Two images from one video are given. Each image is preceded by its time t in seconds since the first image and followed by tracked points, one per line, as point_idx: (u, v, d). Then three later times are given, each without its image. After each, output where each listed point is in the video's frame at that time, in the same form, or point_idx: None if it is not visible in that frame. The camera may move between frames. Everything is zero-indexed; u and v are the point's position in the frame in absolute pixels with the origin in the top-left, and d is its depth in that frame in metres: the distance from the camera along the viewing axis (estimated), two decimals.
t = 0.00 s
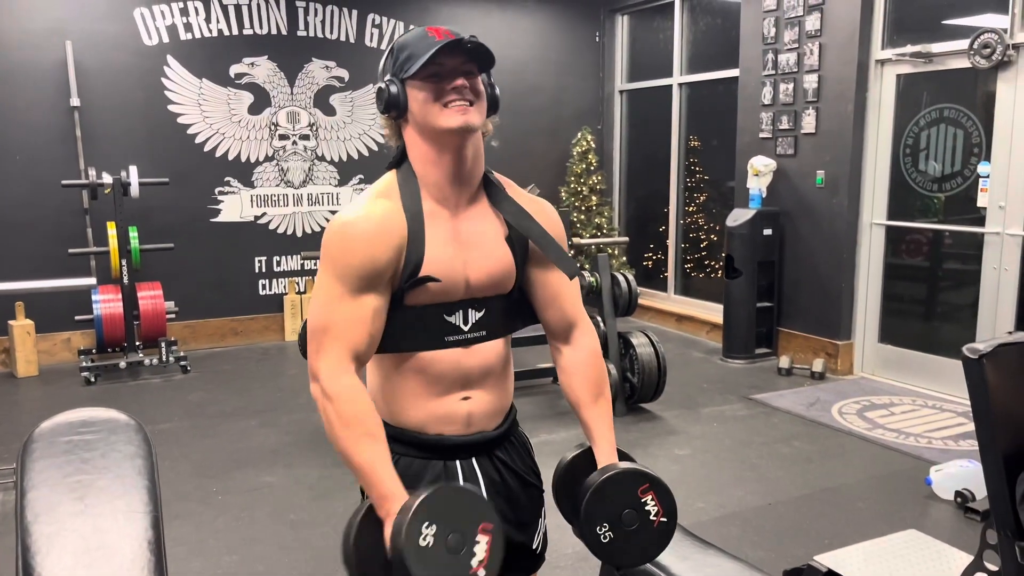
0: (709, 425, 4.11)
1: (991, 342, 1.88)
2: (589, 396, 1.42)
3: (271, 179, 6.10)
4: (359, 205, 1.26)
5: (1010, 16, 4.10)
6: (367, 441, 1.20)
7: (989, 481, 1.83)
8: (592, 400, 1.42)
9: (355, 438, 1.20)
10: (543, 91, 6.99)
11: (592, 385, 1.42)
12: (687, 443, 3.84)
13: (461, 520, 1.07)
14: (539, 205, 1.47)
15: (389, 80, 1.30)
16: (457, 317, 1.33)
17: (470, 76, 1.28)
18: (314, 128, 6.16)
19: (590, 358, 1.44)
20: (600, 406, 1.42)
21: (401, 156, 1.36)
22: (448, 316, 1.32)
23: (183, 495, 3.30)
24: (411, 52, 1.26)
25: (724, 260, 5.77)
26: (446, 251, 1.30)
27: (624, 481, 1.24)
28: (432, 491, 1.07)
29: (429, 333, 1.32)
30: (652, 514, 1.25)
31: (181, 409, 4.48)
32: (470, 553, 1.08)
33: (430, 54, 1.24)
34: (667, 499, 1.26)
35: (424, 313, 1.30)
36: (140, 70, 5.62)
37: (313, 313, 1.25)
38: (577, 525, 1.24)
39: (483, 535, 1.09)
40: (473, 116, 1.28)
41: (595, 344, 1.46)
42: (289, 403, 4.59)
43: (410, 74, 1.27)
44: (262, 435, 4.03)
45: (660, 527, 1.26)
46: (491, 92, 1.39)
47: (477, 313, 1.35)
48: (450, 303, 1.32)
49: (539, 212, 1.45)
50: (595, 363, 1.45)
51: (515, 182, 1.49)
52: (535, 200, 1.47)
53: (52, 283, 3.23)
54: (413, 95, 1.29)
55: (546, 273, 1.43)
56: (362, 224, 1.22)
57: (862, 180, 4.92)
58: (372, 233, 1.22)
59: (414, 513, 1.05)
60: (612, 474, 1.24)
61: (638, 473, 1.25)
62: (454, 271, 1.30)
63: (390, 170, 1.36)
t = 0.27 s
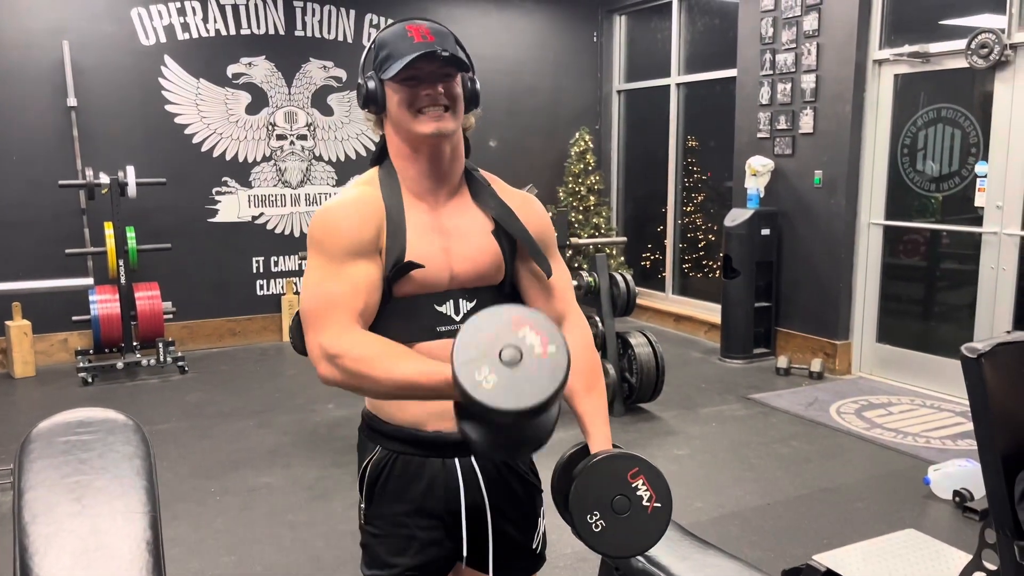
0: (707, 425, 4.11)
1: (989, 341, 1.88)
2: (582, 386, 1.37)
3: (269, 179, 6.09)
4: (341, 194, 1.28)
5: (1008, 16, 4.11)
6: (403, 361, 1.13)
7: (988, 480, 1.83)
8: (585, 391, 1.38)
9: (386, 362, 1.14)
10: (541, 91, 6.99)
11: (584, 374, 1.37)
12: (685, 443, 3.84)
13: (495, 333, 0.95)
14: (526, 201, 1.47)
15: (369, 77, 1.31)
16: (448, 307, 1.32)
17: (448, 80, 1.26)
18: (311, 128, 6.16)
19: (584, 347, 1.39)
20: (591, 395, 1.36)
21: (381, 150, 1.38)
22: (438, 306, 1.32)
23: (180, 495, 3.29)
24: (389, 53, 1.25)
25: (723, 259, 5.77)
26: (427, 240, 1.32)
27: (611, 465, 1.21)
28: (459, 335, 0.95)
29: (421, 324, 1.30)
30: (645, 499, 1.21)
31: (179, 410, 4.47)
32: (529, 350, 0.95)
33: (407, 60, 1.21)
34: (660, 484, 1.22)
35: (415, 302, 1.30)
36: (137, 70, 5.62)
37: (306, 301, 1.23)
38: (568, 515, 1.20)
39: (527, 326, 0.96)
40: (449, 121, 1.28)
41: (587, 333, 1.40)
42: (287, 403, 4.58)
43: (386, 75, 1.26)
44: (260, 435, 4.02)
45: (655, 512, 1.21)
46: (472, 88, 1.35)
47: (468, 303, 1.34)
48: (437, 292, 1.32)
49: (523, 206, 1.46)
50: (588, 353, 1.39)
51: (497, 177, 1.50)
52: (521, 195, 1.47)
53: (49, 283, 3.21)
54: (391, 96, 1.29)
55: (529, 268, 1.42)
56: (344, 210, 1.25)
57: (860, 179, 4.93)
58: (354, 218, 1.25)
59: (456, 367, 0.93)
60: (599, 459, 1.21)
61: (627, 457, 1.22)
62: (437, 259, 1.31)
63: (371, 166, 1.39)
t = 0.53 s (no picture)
0: (706, 425, 4.11)
1: (988, 341, 1.89)
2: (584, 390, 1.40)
3: (268, 179, 6.09)
4: (347, 199, 1.29)
5: (1006, 16, 4.11)
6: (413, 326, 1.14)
7: (987, 480, 1.83)
8: (587, 394, 1.40)
9: (398, 337, 1.13)
10: (540, 91, 6.99)
11: (586, 378, 1.40)
12: (685, 443, 3.84)
13: (485, 262, 1.01)
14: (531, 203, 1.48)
15: (380, 76, 1.31)
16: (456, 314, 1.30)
17: (457, 88, 1.27)
18: (311, 128, 6.16)
19: (589, 349, 1.42)
20: (592, 399, 1.40)
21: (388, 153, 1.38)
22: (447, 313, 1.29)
23: (180, 496, 3.29)
24: (399, 57, 1.26)
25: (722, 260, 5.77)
26: (434, 244, 1.31)
27: (602, 472, 1.24)
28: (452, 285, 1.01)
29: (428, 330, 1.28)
30: (633, 509, 1.23)
31: (178, 410, 4.47)
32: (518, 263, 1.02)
33: (420, 67, 1.22)
34: (650, 494, 1.24)
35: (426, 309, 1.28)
36: (137, 71, 5.62)
37: (318, 307, 1.22)
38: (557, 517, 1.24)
39: (503, 246, 1.03)
40: (456, 130, 1.29)
41: (590, 338, 1.43)
42: (286, 403, 4.58)
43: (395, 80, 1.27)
44: (260, 436, 4.02)
45: (644, 521, 1.23)
46: (481, 88, 1.38)
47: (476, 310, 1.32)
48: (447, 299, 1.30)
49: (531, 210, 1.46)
50: (590, 357, 1.42)
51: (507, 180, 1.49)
52: (526, 197, 1.48)
53: (48, 283, 3.21)
54: (400, 100, 1.29)
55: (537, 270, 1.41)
56: (352, 213, 1.25)
57: (859, 179, 4.93)
58: (363, 222, 1.25)
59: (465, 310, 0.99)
60: (592, 465, 1.24)
61: (618, 465, 1.24)
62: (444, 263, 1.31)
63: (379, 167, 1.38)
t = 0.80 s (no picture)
0: (705, 423, 4.11)
1: (987, 339, 1.89)
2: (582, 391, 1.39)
3: (266, 177, 6.08)
4: (348, 199, 1.28)
5: (1005, 13, 4.11)
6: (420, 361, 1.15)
7: (985, 478, 1.83)
8: (584, 394, 1.39)
9: (399, 363, 1.15)
10: (538, 89, 6.98)
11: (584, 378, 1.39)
12: (684, 441, 3.84)
13: (516, 329, 1.00)
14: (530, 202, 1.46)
15: (381, 72, 1.29)
16: (455, 313, 1.31)
17: (462, 80, 1.26)
18: (309, 126, 6.15)
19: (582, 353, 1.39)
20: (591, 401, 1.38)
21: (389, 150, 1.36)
22: (446, 312, 1.30)
23: (178, 494, 3.29)
24: (404, 50, 1.24)
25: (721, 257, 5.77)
26: (435, 243, 1.31)
27: (609, 474, 1.22)
28: (480, 327, 1.01)
29: (425, 327, 1.29)
30: (639, 508, 1.23)
31: (176, 408, 4.46)
32: (545, 344, 1.01)
33: (425, 57, 1.21)
34: (655, 493, 1.24)
35: (426, 309, 1.29)
36: (134, 68, 5.60)
37: (316, 309, 1.23)
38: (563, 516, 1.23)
39: (538, 322, 1.02)
40: (462, 122, 1.28)
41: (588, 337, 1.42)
42: (285, 401, 4.58)
43: (400, 73, 1.25)
44: (258, 434, 4.02)
45: (649, 520, 1.23)
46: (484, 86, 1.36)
47: (475, 308, 1.33)
48: (445, 298, 1.31)
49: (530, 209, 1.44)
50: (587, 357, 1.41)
51: (506, 179, 1.47)
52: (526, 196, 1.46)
53: (45, 282, 3.20)
54: (404, 94, 1.27)
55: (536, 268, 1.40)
56: (353, 214, 1.25)
57: (858, 177, 4.93)
58: (364, 223, 1.24)
59: (478, 356, 0.99)
60: (599, 468, 1.22)
61: (625, 467, 1.23)
62: (445, 262, 1.30)
63: (380, 166, 1.37)
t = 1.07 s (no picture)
0: (703, 420, 4.11)
1: (985, 335, 1.88)
2: (588, 397, 1.40)
3: (263, 174, 6.07)
4: (358, 198, 1.26)
5: (1002, 9, 4.11)
6: (396, 415, 1.17)
7: (983, 475, 1.83)
8: (589, 399, 1.40)
9: (380, 410, 1.17)
10: (535, 86, 6.97)
11: (588, 384, 1.40)
12: (681, 438, 3.84)
13: (499, 454, 1.04)
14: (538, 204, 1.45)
15: (400, 70, 1.27)
16: (458, 315, 1.31)
17: (483, 83, 1.24)
18: (306, 123, 6.13)
19: (586, 358, 1.42)
20: (595, 405, 1.40)
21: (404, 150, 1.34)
22: (449, 314, 1.31)
23: (175, 492, 3.28)
24: (426, 50, 1.23)
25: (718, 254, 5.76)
26: (444, 246, 1.30)
27: (622, 481, 1.25)
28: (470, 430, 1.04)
29: (429, 330, 1.30)
30: (649, 514, 1.25)
31: (174, 406, 4.45)
32: (515, 485, 1.05)
33: (448, 60, 1.19)
34: (665, 499, 1.26)
35: (428, 311, 1.29)
36: (131, 65, 5.59)
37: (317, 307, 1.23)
38: (576, 522, 1.25)
39: (525, 463, 1.06)
40: (480, 125, 1.26)
41: (593, 344, 1.44)
42: (282, 399, 4.57)
43: (421, 73, 1.23)
44: (255, 432, 4.01)
45: (659, 527, 1.26)
46: (503, 88, 1.34)
47: (479, 311, 1.33)
48: (450, 302, 1.31)
49: (542, 215, 1.43)
50: (592, 363, 1.42)
51: (522, 182, 1.44)
52: (536, 199, 1.45)
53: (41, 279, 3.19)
54: (423, 93, 1.25)
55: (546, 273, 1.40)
56: (364, 218, 1.23)
57: (856, 174, 4.92)
58: (373, 228, 1.23)
59: (457, 452, 1.02)
60: (612, 475, 1.24)
61: (636, 475, 1.25)
62: (452, 266, 1.29)
63: (393, 164, 1.36)
